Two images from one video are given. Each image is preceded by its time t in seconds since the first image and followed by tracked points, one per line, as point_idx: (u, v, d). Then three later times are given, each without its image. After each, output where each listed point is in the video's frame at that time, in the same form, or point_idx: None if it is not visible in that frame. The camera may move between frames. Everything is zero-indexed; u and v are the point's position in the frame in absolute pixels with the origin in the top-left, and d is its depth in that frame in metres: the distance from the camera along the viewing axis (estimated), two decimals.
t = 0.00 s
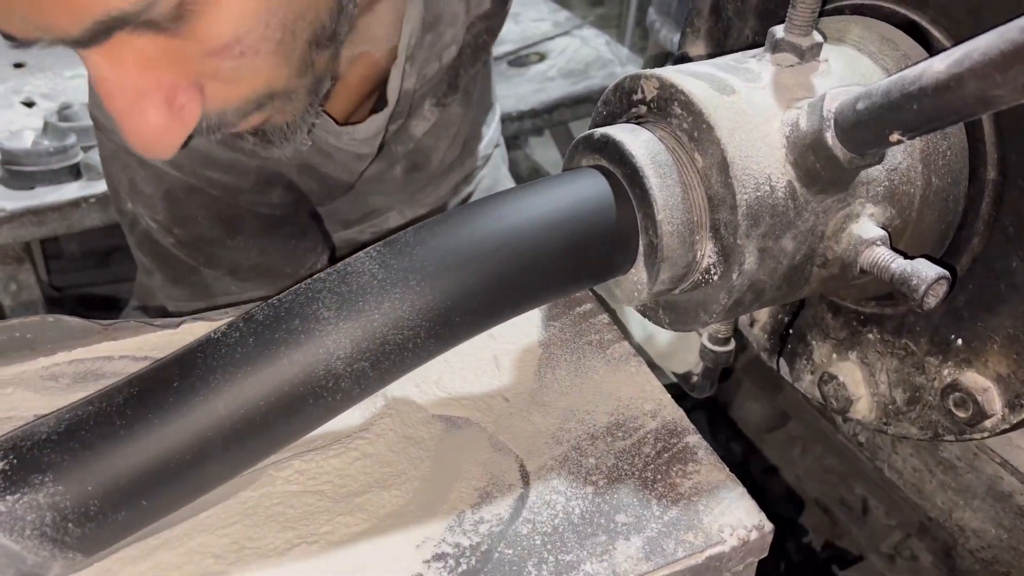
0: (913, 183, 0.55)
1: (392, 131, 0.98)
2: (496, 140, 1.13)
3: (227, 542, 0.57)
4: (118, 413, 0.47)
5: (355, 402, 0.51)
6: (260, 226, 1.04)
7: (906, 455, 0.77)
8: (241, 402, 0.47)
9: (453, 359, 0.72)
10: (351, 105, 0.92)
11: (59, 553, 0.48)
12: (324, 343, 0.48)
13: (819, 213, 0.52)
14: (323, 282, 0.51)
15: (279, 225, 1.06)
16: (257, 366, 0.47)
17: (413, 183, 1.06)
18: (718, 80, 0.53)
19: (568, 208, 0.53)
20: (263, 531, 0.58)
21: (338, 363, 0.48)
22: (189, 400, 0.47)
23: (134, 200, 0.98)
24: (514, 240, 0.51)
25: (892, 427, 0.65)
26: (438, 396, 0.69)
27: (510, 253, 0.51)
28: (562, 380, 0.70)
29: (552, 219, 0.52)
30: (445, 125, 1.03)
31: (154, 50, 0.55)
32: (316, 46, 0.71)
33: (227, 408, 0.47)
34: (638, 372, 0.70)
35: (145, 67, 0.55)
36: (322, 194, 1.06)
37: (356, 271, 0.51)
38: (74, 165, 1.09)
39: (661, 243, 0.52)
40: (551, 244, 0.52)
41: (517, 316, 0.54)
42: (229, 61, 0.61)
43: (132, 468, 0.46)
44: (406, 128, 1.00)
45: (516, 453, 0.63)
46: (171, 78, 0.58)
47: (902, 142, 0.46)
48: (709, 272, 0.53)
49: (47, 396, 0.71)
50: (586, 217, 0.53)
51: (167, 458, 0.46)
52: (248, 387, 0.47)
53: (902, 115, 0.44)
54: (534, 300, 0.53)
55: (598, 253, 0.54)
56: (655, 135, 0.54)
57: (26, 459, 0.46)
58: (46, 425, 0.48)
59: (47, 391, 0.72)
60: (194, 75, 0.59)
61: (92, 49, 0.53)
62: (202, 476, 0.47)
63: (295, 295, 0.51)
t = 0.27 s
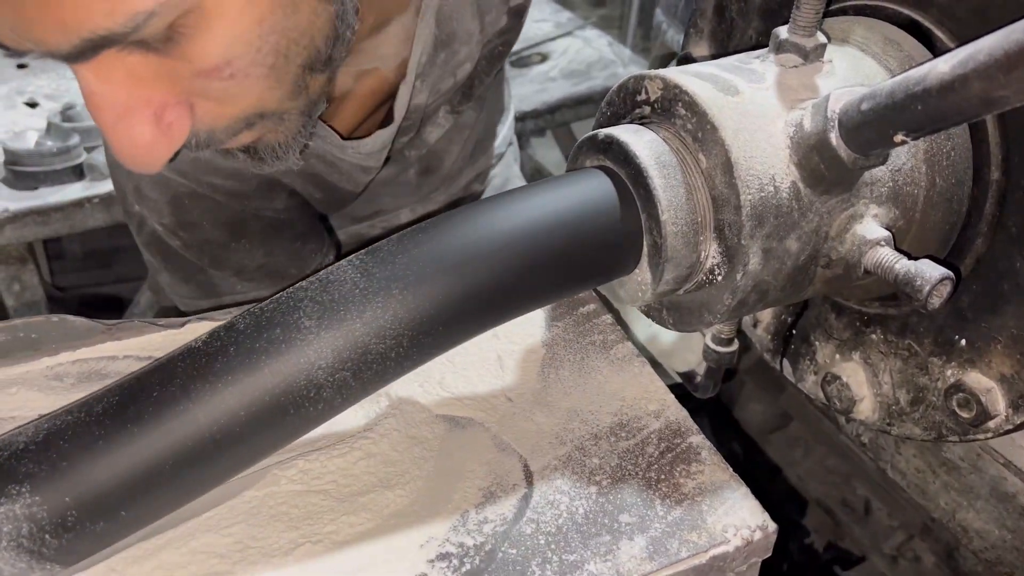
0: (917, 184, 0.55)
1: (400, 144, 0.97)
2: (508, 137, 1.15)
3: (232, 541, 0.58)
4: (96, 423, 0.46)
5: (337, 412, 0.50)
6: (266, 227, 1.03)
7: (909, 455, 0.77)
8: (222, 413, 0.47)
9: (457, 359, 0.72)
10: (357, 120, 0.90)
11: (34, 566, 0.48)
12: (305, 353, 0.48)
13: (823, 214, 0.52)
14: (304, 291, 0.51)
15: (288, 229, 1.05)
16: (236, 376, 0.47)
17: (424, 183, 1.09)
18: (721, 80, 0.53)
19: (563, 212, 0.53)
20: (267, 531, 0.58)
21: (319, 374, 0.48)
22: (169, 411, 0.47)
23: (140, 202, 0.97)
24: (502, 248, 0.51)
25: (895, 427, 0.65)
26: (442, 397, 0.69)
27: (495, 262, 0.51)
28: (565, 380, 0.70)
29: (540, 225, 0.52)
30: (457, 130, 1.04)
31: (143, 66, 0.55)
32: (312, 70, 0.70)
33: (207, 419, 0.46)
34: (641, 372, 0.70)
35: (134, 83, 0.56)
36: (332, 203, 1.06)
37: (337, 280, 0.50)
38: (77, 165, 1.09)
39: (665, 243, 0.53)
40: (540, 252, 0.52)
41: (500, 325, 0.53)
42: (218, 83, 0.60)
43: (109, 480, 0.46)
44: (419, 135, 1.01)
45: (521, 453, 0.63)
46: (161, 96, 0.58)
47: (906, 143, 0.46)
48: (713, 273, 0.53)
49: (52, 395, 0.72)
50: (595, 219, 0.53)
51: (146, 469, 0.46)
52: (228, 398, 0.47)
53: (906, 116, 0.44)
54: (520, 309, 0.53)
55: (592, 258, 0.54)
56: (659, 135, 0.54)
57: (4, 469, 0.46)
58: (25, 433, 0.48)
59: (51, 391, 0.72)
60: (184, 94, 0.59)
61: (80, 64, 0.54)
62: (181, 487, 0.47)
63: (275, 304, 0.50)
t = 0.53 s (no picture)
0: (921, 185, 0.55)
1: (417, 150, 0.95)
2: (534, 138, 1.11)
3: (238, 540, 0.58)
4: (75, 433, 0.47)
5: (319, 421, 0.51)
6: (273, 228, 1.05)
7: (911, 456, 0.77)
8: (203, 423, 0.47)
9: (461, 359, 0.73)
10: (373, 123, 0.90)
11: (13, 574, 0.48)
12: (286, 363, 0.48)
13: (827, 214, 0.52)
14: (286, 300, 0.51)
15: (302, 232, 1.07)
16: (217, 386, 0.47)
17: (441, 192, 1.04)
18: (725, 81, 0.53)
19: (557, 215, 0.53)
20: (273, 530, 0.59)
21: (301, 385, 0.48)
22: (149, 421, 0.47)
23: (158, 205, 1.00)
24: (487, 256, 0.51)
25: (898, 428, 0.65)
26: (446, 397, 0.69)
27: (479, 270, 0.51)
28: (569, 380, 0.70)
29: (526, 231, 0.52)
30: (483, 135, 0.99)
31: (144, 76, 0.55)
32: (313, 83, 0.70)
33: (187, 430, 0.47)
34: (645, 372, 0.70)
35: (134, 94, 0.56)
36: (348, 208, 1.03)
37: (320, 289, 0.50)
38: (81, 166, 1.09)
39: (669, 244, 0.53)
40: (526, 260, 0.52)
41: (483, 334, 0.54)
42: (218, 96, 0.60)
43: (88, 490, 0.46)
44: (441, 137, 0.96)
45: (524, 453, 0.64)
46: (161, 105, 0.58)
47: (910, 144, 0.46)
48: (717, 273, 0.54)
49: (57, 395, 0.72)
50: (602, 217, 0.53)
51: (125, 479, 0.46)
52: (209, 409, 0.47)
53: (909, 117, 0.44)
54: (503, 317, 0.53)
55: (582, 264, 0.54)
56: (663, 137, 0.54)
57: None
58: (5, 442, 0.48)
59: (57, 390, 0.72)
60: (185, 105, 0.60)
61: (82, 73, 0.54)
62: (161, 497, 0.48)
63: (257, 313, 0.50)
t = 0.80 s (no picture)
0: (928, 184, 0.55)
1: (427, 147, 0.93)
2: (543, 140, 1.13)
3: (245, 538, 0.58)
4: (55, 443, 0.45)
5: (303, 431, 0.50)
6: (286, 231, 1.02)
7: (917, 456, 0.77)
8: (187, 432, 0.46)
9: (467, 358, 0.73)
10: (379, 131, 0.89)
11: None
12: (271, 370, 0.47)
13: (834, 214, 0.52)
14: (271, 307, 0.50)
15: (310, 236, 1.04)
16: (200, 394, 0.47)
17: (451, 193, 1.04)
18: (733, 81, 0.53)
19: (556, 217, 0.52)
20: (280, 528, 0.59)
21: (287, 393, 0.48)
22: (131, 429, 0.46)
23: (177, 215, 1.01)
24: (477, 261, 0.50)
25: (905, 428, 0.65)
26: (453, 395, 0.69)
27: (468, 276, 0.50)
28: (575, 379, 0.70)
29: (518, 235, 0.51)
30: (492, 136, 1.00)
31: (128, 65, 0.54)
32: (301, 85, 0.69)
33: (170, 440, 0.46)
34: (652, 371, 0.70)
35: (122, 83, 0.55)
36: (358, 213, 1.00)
37: (304, 296, 0.50)
38: (85, 166, 1.09)
39: (677, 243, 0.53)
40: (517, 265, 0.51)
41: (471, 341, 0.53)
42: (204, 89, 0.58)
43: (67, 502, 0.45)
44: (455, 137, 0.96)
45: (531, 451, 0.64)
46: (147, 96, 0.57)
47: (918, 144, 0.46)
48: (724, 273, 0.54)
49: (64, 393, 0.72)
50: (610, 216, 0.54)
51: (106, 490, 0.45)
52: (193, 418, 0.46)
53: (918, 117, 0.44)
54: (492, 324, 0.53)
55: (578, 267, 0.53)
56: (671, 136, 0.54)
57: None
58: None
59: (65, 389, 0.73)
60: (171, 98, 0.58)
61: (66, 59, 0.53)
62: (142, 508, 0.46)
63: (241, 321, 0.50)
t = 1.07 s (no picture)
0: (934, 183, 0.56)
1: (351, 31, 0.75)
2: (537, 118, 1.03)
3: (253, 534, 0.58)
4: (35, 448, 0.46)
5: (284, 439, 0.50)
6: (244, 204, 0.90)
7: (921, 455, 0.77)
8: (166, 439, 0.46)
9: (473, 356, 0.73)
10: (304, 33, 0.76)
11: None
12: (251, 379, 0.48)
13: (841, 212, 0.52)
14: (252, 314, 0.50)
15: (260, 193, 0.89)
16: (180, 402, 0.47)
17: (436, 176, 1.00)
18: (739, 79, 0.53)
19: (550, 219, 0.52)
20: (288, 524, 0.59)
21: (267, 400, 0.48)
22: (112, 437, 0.46)
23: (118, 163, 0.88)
24: (461, 269, 0.50)
25: (909, 426, 0.65)
26: (459, 393, 0.69)
27: (452, 283, 0.50)
28: (581, 377, 0.70)
29: (504, 240, 0.51)
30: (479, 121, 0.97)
31: None
32: None
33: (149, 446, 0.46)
34: (657, 369, 0.71)
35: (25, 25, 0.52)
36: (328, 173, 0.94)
37: (286, 303, 0.50)
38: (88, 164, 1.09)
39: (683, 241, 0.53)
40: (503, 272, 0.51)
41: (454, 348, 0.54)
42: None
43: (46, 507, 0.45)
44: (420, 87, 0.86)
45: (537, 449, 0.64)
46: None
47: (924, 142, 0.47)
48: (730, 271, 0.54)
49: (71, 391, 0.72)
50: (615, 215, 0.54)
51: (85, 496, 0.45)
52: (173, 425, 0.47)
53: (924, 115, 0.44)
54: (475, 332, 0.53)
55: (570, 270, 0.53)
56: (677, 134, 0.55)
57: None
58: None
59: (72, 386, 0.73)
60: None
61: None
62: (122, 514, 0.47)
63: (222, 327, 0.50)
